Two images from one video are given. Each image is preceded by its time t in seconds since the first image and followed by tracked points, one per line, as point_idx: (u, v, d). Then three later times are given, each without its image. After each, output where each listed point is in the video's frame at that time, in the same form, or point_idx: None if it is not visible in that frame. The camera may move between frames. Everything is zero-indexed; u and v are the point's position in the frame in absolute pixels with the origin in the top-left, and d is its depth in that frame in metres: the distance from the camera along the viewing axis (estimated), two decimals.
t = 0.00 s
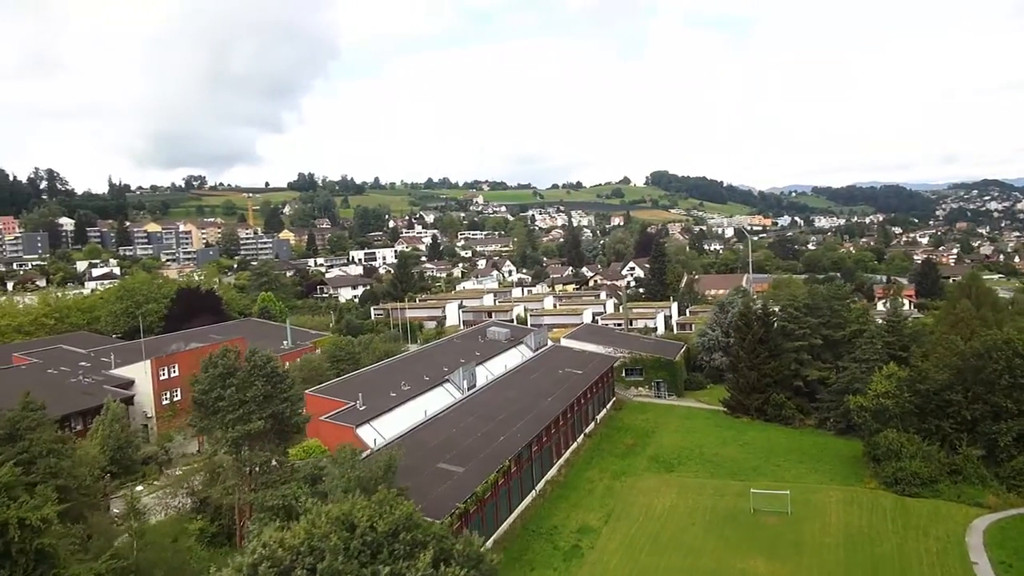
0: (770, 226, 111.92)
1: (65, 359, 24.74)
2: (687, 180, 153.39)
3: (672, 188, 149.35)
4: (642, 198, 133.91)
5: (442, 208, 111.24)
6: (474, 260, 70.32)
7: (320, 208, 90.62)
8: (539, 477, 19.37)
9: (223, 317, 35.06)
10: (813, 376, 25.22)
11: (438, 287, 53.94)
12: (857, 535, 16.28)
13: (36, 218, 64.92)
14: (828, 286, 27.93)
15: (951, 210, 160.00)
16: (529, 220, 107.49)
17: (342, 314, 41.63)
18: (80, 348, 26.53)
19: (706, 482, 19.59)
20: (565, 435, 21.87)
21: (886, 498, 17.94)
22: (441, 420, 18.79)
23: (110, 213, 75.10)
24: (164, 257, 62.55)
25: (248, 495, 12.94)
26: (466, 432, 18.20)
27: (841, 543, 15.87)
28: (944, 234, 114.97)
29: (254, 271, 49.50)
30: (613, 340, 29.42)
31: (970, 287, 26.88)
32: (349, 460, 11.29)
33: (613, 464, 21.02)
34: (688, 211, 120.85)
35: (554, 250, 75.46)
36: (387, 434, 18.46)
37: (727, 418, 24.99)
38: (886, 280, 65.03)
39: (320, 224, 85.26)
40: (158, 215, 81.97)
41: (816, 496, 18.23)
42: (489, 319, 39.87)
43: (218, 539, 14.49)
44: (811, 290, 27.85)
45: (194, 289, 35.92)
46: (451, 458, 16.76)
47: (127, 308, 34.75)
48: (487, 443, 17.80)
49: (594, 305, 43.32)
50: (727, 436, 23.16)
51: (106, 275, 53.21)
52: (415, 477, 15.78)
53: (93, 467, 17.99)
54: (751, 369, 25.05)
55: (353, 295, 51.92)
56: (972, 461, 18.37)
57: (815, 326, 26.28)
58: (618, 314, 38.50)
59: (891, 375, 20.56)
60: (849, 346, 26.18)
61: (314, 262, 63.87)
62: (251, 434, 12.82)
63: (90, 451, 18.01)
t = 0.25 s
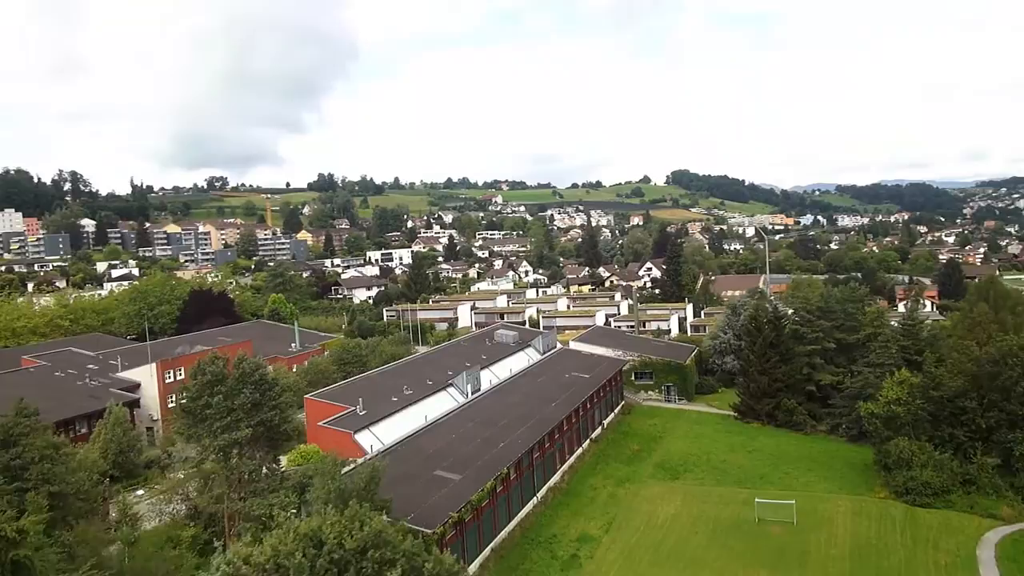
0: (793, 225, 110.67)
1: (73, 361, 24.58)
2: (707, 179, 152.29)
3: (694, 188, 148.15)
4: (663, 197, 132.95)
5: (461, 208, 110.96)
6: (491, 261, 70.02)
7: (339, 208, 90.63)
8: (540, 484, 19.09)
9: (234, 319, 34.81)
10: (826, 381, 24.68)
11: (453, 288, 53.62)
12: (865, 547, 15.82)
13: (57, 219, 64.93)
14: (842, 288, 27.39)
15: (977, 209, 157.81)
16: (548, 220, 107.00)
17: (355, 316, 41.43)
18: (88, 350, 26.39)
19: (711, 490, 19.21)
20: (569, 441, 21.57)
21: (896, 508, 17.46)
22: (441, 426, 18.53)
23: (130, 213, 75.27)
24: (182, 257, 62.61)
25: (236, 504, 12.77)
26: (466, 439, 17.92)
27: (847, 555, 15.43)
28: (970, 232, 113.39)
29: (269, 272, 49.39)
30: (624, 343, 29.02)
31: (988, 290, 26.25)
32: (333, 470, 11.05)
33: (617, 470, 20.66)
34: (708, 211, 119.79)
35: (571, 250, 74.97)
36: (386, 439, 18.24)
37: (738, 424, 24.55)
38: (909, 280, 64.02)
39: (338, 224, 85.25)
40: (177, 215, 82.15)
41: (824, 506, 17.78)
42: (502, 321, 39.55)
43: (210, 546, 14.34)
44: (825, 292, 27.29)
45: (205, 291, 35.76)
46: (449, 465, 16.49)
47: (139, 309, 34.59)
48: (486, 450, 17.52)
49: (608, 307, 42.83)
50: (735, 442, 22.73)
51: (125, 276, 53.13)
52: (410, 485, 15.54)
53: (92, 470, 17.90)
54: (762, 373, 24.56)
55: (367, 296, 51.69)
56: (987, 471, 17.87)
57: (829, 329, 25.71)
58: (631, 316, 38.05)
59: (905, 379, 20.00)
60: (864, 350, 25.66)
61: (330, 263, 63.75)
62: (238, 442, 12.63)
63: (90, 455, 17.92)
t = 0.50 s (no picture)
0: (815, 224, 109.43)
1: (80, 364, 24.36)
2: (729, 178, 151.04)
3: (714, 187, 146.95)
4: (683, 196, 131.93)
5: (480, 208, 110.64)
6: (508, 261, 69.69)
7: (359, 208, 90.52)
8: (542, 490, 18.82)
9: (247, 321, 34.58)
10: (839, 386, 24.19)
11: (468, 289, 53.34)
12: (872, 558, 15.38)
13: (78, 220, 64.44)
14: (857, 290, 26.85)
15: (1004, 207, 155.45)
16: (568, 220, 106.45)
17: (368, 318, 41.21)
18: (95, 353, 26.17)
19: (716, 498, 18.84)
20: (574, 446, 21.27)
21: (906, 518, 16.99)
22: (440, 432, 18.30)
23: (150, 215, 75.35)
24: (200, 258, 62.51)
25: (222, 513, 12.61)
26: (465, 444, 17.68)
27: (852, 566, 15.00)
28: (997, 230, 111.64)
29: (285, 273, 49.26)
30: (633, 347, 28.69)
31: (1007, 292, 25.64)
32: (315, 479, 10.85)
33: (621, 477, 20.34)
34: (730, 210, 118.72)
35: (589, 250, 74.45)
36: (386, 444, 18.05)
37: (748, 429, 24.14)
38: (931, 280, 63.07)
39: (357, 225, 85.23)
40: (196, 215, 82.29)
41: (831, 515, 17.35)
42: (514, 323, 39.24)
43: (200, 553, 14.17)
44: (839, 294, 26.76)
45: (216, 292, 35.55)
46: (445, 472, 16.25)
47: (152, 312, 34.19)
48: (485, 456, 17.26)
49: (623, 309, 42.42)
50: (744, 448, 22.32)
51: (143, 277, 52.70)
52: (405, 492, 15.31)
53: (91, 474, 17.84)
54: (772, 378, 24.13)
55: (382, 297, 51.43)
56: (1001, 481, 17.36)
57: (843, 332, 25.20)
58: (644, 318, 37.63)
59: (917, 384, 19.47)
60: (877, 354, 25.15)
61: (347, 264, 63.62)
62: (224, 450, 12.48)
63: (89, 460, 17.85)
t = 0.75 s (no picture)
0: (841, 223, 108.02)
1: (88, 366, 24.13)
2: (753, 176, 149.65)
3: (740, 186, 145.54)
4: (708, 195, 130.70)
5: (503, 208, 110.30)
6: (527, 261, 69.32)
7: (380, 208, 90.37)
8: (542, 498, 18.50)
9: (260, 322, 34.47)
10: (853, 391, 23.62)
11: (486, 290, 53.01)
12: (878, 573, 14.87)
13: (101, 221, 64.52)
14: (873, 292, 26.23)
15: None
16: (590, 220, 105.79)
17: (382, 319, 41.00)
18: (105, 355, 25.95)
19: (720, 507, 18.40)
20: (578, 452, 20.93)
21: (916, 531, 16.45)
22: (439, 438, 18.04)
23: (174, 216, 75.65)
24: (221, 258, 62.55)
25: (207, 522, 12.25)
26: (462, 451, 17.39)
27: None
28: None
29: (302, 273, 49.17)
30: (644, 350, 28.30)
31: None
32: (292, 492, 10.58)
33: (625, 484, 19.96)
34: (755, 208, 117.40)
35: (610, 250, 73.85)
36: (384, 449, 17.78)
37: (759, 435, 23.66)
38: (958, 279, 61.93)
39: (378, 225, 85.23)
40: (219, 216, 82.58)
41: (838, 527, 16.85)
42: (528, 325, 38.89)
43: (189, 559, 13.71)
44: (856, 297, 26.15)
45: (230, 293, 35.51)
46: (441, 480, 15.98)
47: (166, 313, 34.03)
48: (482, 463, 16.98)
49: (639, 311, 41.93)
50: (754, 454, 21.84)
51: (163, 278, 52.54)
52: (397, 500, 15.05)
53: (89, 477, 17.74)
54: (784, 383, 23.65)
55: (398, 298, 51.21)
56: (1018, 492, 16.70)
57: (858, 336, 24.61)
58: (659, 320, 37.13)
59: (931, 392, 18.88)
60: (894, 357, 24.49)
61: (366, 264, 63.56)
62: (207, 459, 12.20)
63: (88, 464, 17.75)
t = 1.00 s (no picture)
0: (864, 221, 106.69)
1: (94, 368, 24.00)
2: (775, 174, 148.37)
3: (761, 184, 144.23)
4: (729, 193, 129.64)
5: (521, 207, 109.95)
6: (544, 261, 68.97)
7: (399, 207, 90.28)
8: (542, 505, 18.25)
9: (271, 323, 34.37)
10: (865, 396, 23.14)
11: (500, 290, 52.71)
12: None
13: (121, 222, 64.75)
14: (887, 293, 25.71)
15: None
16: (609, 219, 105.17)
17: (395, 320, 40.82)
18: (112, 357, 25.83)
19: (724, 514, 18.03)
20: (581, 458, 20.66)
21: (924, 542, 16.01)
22: (437, 443, 17.82)
23: (194, 216, 75.93)
24: (238, 258, 62.71)
25: (191, 530, 12.03)
26: (460, 457, 17.16)
27: None
28: None
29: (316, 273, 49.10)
30: (654, 353, 27.95)
31: None
32: (272, 504, 10.34)
33: (628, 490, 19.65)
34: (776, 207, 116.22)
35: (628, 249, 73.32)
36: (382, 455, 17.60)
37: (769, 439, 23.24)
38: (982, 278, 60.88)
39: (396, 224, 85.18)
40: (238, 215, 82.85)
41: (844, 537, 16.42)
42: (540, 326, 38.58)
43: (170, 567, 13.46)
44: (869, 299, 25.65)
45: (244, 295, 35.69)
46: (436, 487, 15.76)
47: (177, 314, 34.03)
48: (479, 469, 16.75)
49: (652, 312, 41.50)
50: (761, 459, 21.42)
51: (180, 279, 52.57)
52: (391, 508, 14.86)
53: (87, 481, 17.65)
54: (794, 387, 23.23)
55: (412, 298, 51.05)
56: None
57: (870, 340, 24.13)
58: (673, 321, 36.69)
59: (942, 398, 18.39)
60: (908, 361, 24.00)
61: (382, 264, 63.54)
62: (192, 466, 12.00)
63: (86, 468, 17.68)
